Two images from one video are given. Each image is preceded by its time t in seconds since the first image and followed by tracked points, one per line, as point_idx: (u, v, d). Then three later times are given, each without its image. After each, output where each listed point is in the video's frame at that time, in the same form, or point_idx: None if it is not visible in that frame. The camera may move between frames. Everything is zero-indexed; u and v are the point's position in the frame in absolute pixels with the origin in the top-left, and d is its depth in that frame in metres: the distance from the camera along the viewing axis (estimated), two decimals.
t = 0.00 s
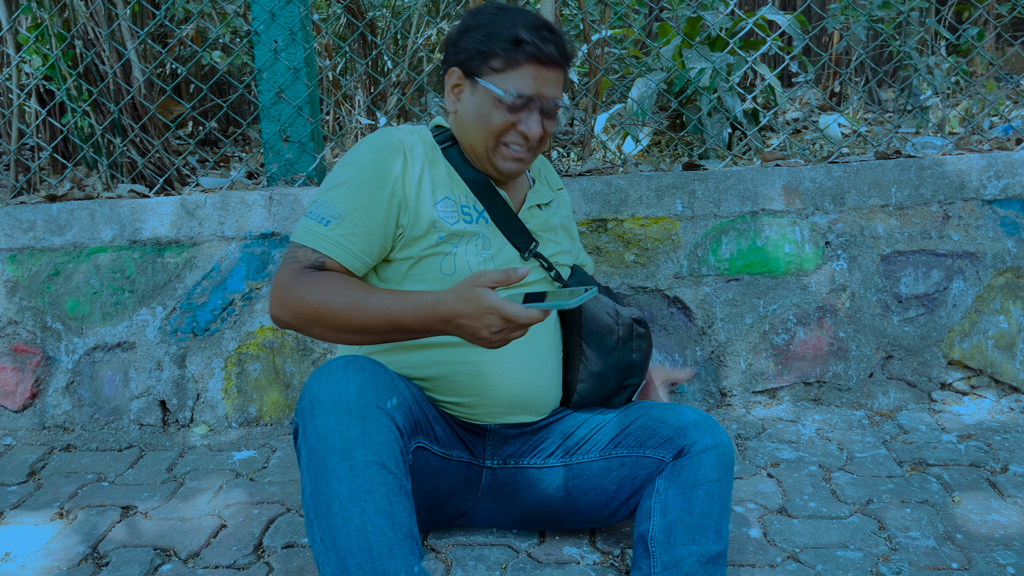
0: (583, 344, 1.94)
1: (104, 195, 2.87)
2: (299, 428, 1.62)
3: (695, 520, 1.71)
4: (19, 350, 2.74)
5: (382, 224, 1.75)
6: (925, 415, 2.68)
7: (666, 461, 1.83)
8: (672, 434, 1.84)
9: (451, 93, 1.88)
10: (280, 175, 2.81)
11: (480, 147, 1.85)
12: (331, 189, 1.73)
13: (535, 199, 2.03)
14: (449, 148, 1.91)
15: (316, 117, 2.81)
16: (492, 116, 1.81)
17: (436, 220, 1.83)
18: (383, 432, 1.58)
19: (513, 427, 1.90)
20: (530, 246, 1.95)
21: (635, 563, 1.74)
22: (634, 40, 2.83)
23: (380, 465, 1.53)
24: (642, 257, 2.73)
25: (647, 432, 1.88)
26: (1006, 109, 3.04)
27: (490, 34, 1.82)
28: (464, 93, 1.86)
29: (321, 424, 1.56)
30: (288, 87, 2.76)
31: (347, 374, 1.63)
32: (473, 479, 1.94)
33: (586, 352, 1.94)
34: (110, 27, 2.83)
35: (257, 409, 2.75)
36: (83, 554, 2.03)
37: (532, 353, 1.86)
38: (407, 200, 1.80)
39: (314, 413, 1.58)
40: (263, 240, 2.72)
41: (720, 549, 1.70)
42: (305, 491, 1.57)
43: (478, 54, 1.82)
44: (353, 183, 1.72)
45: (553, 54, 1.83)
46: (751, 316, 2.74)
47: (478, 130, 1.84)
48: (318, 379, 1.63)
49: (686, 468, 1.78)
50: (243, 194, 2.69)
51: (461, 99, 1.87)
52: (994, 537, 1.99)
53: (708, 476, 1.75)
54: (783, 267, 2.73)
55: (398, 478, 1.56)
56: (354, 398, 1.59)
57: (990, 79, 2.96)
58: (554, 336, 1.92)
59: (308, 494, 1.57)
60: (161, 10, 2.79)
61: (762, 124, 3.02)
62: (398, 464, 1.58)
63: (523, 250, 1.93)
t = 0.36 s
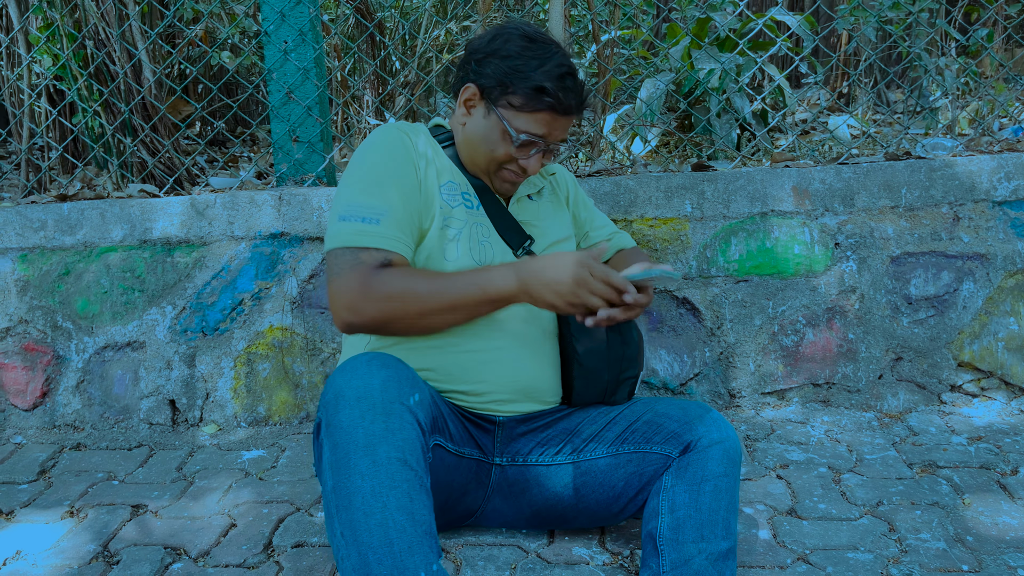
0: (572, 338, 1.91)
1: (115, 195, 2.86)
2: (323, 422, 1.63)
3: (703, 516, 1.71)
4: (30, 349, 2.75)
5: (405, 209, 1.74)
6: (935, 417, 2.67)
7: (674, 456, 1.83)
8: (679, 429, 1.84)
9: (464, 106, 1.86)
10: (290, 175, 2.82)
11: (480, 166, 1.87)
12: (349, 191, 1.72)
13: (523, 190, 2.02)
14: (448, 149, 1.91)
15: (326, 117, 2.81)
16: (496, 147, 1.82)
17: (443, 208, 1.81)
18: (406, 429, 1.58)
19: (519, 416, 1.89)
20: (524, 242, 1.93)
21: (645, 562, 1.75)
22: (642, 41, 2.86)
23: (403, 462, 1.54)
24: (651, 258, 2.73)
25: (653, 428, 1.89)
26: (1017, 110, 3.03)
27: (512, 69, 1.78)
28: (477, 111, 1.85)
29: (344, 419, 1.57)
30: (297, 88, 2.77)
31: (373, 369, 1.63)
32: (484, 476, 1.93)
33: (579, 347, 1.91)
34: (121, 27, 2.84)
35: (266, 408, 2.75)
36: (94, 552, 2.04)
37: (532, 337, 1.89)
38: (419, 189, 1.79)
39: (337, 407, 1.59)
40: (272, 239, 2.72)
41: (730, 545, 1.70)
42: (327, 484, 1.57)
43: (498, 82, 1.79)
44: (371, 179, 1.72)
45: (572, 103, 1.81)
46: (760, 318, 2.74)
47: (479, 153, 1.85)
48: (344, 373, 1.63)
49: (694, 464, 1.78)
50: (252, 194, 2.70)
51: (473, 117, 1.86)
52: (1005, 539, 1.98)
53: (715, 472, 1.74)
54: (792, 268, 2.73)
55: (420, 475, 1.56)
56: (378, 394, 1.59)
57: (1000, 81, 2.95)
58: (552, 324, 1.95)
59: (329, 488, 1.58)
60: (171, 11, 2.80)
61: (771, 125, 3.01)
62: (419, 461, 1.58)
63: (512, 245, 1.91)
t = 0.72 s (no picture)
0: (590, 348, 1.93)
1: (122, 195, 2.90)
2: (379, 406, 1.62)
3: (714, 523, 1.69)
4: (36, 348, 2.75)
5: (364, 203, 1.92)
6: (943, 418, 2.66)
7: (685, 462, 1.81)
8: (692, 435, 1.82)
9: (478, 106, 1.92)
10: (296, 175, 2.82)
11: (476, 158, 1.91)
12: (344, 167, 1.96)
13: (546, 192, 1.99)
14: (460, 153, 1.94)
15: (332, 117, 2.81)
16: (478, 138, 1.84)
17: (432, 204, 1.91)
18: (462, 423, 1.58)
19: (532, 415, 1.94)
20: (536, 248, 1.96)
21: (654, 565, 1.73)
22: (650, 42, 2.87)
23: (460, 455, 1.53)
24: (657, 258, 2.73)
25: (666, 433, 1.87)
26: None
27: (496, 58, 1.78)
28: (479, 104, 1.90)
29: (405, 405, 1.56)
30: (304, 88, 2.77)
31: (435, 361, 1.63)
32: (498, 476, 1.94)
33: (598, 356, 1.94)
34: (128, 27, 2.84)
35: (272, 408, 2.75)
36: (100, 551, 2.04)
37: (542, 337, 1.93)
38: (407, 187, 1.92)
39: (398, 394, 1.58)
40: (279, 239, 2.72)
41: (741, 552, 1.67)
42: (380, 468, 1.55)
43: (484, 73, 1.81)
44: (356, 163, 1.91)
45: (543, 96, 1.73)
46: (767, 318, 2.73)
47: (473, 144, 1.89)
48: (405, 361, 1.63)
49: (706, 470, 1.77)
50: (259, 193, 2.69)
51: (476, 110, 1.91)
52: (1015, 541, 1.97)
53: (727, 478, 1.74)
54: (800, 269, 2.72)
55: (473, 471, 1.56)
56: (440, 385, 1.60)
57: (1008, 81, 2.94)
58: (566, 326, 1.99)
59: (380, 472, 1.56)
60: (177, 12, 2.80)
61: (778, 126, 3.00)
62: (473, 459, 1.58)
63: (525, 251, 1.95)
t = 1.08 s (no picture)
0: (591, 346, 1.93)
1: (121, 195, 2.88)
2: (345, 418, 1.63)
3: (713, 525, 1.69)
4: (35, 348, 2.75)
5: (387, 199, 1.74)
6: (943, 418, 2.66)
7: (685, 465, 1.82)
8: (692, 439, 1.83)
9: (478, 114, 1.83)
10: (295, 175, 2.82)
11: (499, 168, 1.85)
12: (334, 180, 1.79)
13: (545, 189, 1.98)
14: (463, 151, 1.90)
15: (331, 117, 2.81)
16: (513, 151, 1.79)
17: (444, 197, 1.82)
18: (428, 428, 1.58)
19: (529, 416, 1.90)
20: (541, 248, 1.94)
21: (652, 567, 1.72)
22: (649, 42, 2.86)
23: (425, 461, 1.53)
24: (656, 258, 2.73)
25: (665, 436, 1.87)
26: None
27: (520, 71, 1.74)
28: (487, 117, 1.82)
29: (368, 415, 1.56)
30: (303, 88, 2.76)
31: (397, 369, 1.63)
32: (494, 477, 1.92)
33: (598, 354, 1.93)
34: (127, 27, 2.84)
35: (270, 409, 2.75)
36: (98, 552, 2.04)
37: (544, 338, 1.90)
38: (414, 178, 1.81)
39: (362, 404, 1.58)
40: (278, 239, 2.72)
41: (739, 554, 1.67)
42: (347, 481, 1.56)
43: (506, 88, 1.75)
44: (369, 167, 1.74)
45: (586, 100, 1.76)
46: (766, 318, 2.72)
47: (497, 156, 1.83)
48: (366, 371, 1.63)
49: (705, 473, 1.77)
50: (258, 194, 2.69)
51: (485, 123, 1.83)
52: (1013, 542, 1.96)
53: (727, 481, 1.74)
54: (799, 269, 2.72)
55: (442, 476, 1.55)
56: (403, 393, 1.59)
57: (1009, 81, 2.93)
58: (565, 327, 1.97)
59: (349, 485, 1.57)
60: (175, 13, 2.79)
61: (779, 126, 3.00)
62: (441, 463, 1.57)
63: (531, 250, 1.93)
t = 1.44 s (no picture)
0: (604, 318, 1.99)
1: (120, 196, 2.86)
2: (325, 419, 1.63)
3: (703, 515, 1.68)
4: (34, 350, 2.76)
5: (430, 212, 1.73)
6: (940, 418, 2.66)
7: (674, 454, 1.81)
8: (680, 427, 1.82)
9: (496, 130, 1.84)
10: (293, 177, 2.82)
11: (521, 182, 1.87)
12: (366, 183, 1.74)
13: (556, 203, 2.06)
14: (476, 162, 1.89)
15: (329, 118, 2.81)
16: (539, 164, 1.82)
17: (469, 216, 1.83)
18: (407, 426, 1.58)
19: (521, 409, 1.92)
20: (553, 247, 1.95)
21: (644, 561, 1.73)
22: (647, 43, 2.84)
23: (405, 456, 1.53)
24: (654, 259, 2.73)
25: (654, 425, 1.86)
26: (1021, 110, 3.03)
27: (545, 85, 1.77)
28: (507, 133, 1.84)
29: (347, 415, 1.57)
30: (301, 89, 2.77)
31: (374, 367, 1.63)
32: (484, 475, 1.92)
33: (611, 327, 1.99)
34: (125, 29, 2.84)
35: (269, 409, 2.76)
36: (96, 553, 2.04)
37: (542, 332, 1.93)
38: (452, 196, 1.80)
39: (341, 404, 1.59)
40: (276, 240, 2.72)
41: (731, 544, 1.67)
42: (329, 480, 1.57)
43: (531, 102, 1.78)
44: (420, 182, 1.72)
45: (602, 109, 1.83)
46: (764, 319, 2.73)
47: (521, 172, 1.85)
48: (343, 371, 1.63)
49: (694, 462, 1.76)
50: (256, 195, 2.70)
51: (504, 140, 1.84)
52: (1010, 541, 1.97)
53: (716, 469, 1.72)
54: (796, 269, 2.72)
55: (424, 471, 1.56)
56: (381, 390, 1.59)
57: (1006, 80, 2.93)
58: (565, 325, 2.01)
59: (332, 485, 1.58)
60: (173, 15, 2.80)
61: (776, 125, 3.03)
62: (422, 457, 1.57)
63: (547, 252, 1.94)
